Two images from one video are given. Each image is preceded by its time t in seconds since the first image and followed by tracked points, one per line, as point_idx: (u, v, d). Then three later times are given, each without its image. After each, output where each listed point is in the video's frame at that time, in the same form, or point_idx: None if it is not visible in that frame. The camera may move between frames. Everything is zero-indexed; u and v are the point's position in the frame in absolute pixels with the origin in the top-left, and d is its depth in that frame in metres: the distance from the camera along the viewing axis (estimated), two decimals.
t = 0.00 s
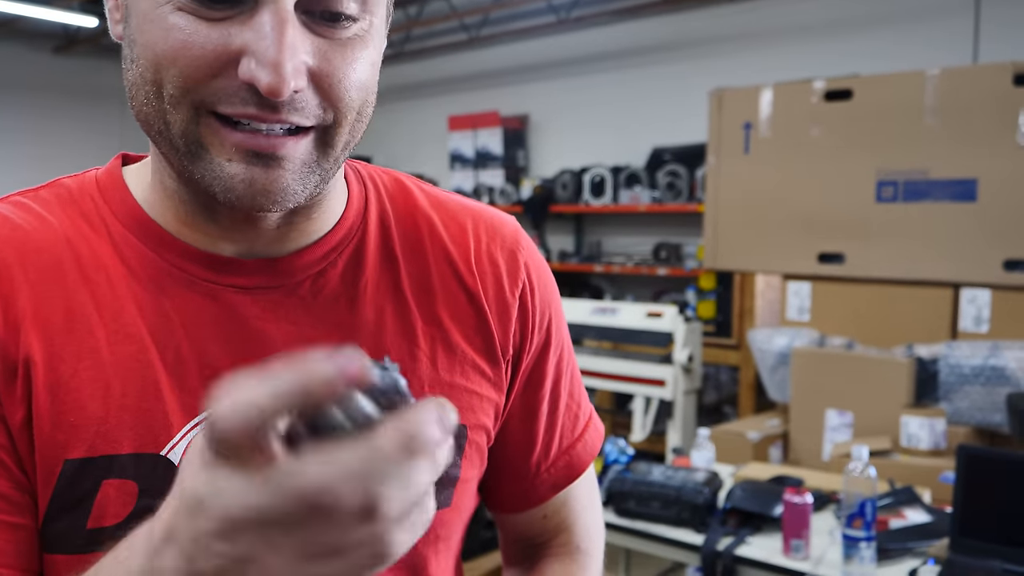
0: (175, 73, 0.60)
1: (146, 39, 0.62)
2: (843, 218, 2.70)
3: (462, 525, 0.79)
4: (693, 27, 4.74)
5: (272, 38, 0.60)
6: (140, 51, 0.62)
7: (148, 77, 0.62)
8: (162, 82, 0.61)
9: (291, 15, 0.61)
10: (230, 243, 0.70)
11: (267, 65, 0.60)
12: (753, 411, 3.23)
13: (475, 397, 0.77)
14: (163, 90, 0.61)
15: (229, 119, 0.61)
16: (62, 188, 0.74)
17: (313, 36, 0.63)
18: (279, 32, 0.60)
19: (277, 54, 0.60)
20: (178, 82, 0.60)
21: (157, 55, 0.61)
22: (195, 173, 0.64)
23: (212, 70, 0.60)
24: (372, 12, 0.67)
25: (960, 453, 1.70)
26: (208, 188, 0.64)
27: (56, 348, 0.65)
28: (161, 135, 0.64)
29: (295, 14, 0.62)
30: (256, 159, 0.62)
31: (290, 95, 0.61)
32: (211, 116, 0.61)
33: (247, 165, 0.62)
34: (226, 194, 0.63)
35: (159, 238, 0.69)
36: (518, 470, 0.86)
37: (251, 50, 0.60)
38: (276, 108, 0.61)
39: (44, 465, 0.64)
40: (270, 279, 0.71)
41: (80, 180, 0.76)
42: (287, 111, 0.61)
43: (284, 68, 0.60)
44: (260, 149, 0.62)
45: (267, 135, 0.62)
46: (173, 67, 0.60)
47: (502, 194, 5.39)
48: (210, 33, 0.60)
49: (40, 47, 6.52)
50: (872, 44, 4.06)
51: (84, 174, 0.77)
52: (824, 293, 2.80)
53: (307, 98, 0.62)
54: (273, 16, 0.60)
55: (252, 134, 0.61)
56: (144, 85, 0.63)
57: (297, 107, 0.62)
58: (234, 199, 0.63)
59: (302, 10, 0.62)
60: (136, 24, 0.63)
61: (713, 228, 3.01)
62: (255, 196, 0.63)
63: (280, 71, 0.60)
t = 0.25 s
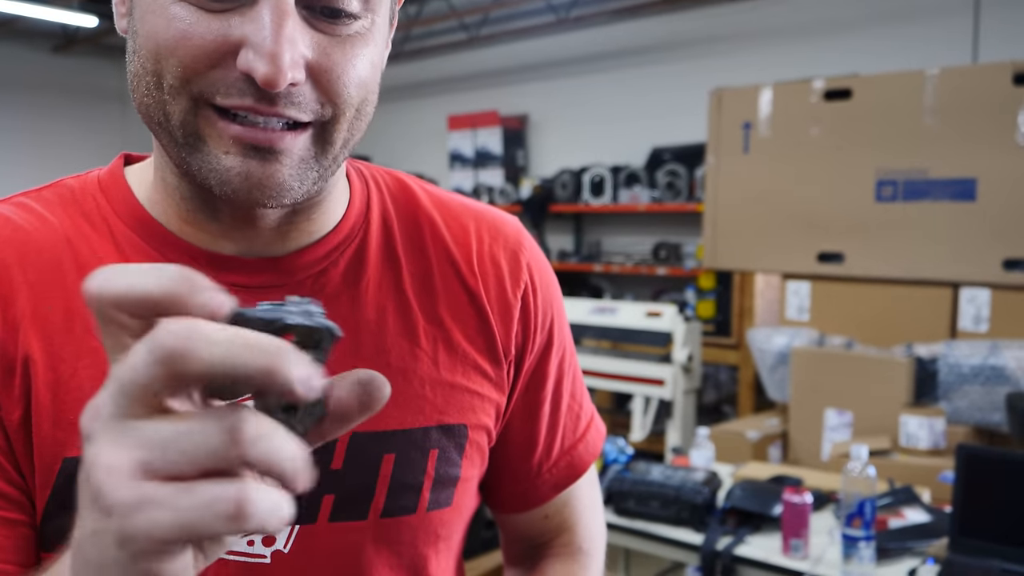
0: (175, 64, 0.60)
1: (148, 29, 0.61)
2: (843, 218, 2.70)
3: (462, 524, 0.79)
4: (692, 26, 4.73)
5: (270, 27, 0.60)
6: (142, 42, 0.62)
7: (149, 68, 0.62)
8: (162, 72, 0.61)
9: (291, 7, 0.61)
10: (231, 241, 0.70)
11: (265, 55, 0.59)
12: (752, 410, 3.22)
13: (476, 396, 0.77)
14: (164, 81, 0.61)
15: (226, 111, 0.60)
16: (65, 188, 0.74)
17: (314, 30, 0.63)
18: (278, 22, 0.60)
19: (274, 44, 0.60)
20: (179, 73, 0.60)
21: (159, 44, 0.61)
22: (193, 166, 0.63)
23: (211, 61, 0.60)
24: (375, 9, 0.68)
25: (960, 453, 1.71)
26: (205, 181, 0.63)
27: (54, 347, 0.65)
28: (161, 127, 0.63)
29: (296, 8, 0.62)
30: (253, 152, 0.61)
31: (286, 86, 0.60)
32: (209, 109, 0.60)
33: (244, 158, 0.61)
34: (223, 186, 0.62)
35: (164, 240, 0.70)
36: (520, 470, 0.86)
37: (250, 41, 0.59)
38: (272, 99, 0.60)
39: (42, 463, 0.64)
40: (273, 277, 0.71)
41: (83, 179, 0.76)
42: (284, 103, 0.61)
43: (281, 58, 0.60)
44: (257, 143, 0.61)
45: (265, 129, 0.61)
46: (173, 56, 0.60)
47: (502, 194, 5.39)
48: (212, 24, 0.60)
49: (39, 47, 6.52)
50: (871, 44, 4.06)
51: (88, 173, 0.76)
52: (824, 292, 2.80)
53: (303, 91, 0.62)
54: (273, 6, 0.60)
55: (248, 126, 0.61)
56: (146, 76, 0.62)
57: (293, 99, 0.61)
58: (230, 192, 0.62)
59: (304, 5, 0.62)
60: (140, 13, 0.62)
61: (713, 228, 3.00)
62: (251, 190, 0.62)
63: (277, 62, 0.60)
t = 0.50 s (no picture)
0: (173, 64, 0.60)
1: (148, 31, 0.62)
2: (843, 219, 2.70)
3: (463, 525, 0.79)
4: (692, 27, 4.74)
5: (263, 28, 0.60)
6: (142, 43, 0.62)
7: (149, 69, 0.62)
8: (161, 73, 0.61)
9: (283, 9, 0.62)
10: (235, 241, 0.71)
11: (257, 56, 0.59)
12: (752, 411, 3.23)
13: (478, 397, 0.78)
14: (162, 82, 0.61)
15: (220, 112, 0.60)
16: (72, 191, 0.75)
17: (307, 31, 0.64)
18: (271, 24, 0.61)
19: (266, 44, 0.60)
20: (177, 74, 0.60)
21: (157, 46, 0.61)
22: (192, 167, 0.63)
23: (206, 62, 0.60)
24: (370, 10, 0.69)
25: (959, 454, 1.71)
26: (204, 181, 0.63)
27: (59, 347, 0.65)
28: (162, 127, 0.63)
29: (288, 9, 0.62)
30: (249, 153, 0.61)
31: (278, 86, 0.60)
32: (205, 109, 0.60)
33: (239, 158, 0.60)
34: (220, 187, 0.62)
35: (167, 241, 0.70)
36: (523, 471, 0.86)
37: (243, 42, 0.60)
38: (264, 100, 0.60)
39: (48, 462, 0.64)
40: (275, 276, 0.71)
41: (90, 182, 0.76)
42: (276, 104, 0.60)
43: (273, 58, 0.60)
44: (252, 143, 0.61)
45: (259, 129, 0.61)
46: (172, 57, 0.60)
47: (502, 194, 5.39)
48: (207, 25, 0.60)
49: (40, 47, 6.52)
50: (871, 44, 4.06)
51: (95, 177, 0.77)
52: (824, 293, 2.80)
53: (296, 92, 0.62)
54: (266, 7, 0.61)
55: (241, 126, 0.60)
56: (147, 77, 0.63)
57: (286, 100, 0.61)
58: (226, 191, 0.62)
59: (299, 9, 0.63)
60: (140, 17, 0.63)
61: (713, 228, 3.01)
62: (248, 190, 0.62)
63: (269, 62, 0.60)
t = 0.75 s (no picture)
0: (179, 71, 0.61)
1: (154, 39, 0.62)
2: (843, 219, 2.71)
3: (469, 524, 0.80)
4: (692, 27, 4.74)
5: (270, 34, 0.61)
6: (148, 50, 0.63)
7: (156, 76, 0.63)
8: (168, 80, 0.62)
9: (289, 13, 0.62)
10: (242, 246, 0.71)
11: (263, 60, 0.60)
12: (752, 411, 3.23)
13: (484, 398, 0.78)
14: (169, 89, 0.62)
15: (227, 118, 0.61)
16: (82, 193, 0.75)
17: (313, 35, 0.64)
18: (277, 29, 0.61)
19: (273, 49, 0.60)
20: (184, 81, 0.61)
21: (163, 53, 0.62)
22: (200, 171, 0.63)
23: (214, 69, 0.60)
24: (375, 13, 0.69)
25: (959, 454, 1.71)
26: (211, 186, 0.63)
27: (68, 348, 0.66)
28: (168, 133, 0.64)
29: (294, 14, 0.62)
30: (256, 158, 0.61)
31: (286, 89, 0.60)
32: (212, 115, 0.61)
33: (247, 164, 0.61)
34: (228, 192, 0.62)
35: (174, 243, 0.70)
36: (528, 471, 0.86)
37: (249, 48, 0.60)
38: (272, 105, 0.60)
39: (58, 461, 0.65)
40: (282, 279, 0.71)
41: (99, 184, 0.76)
42: (284, 109, 0.61)
43: (279, 62, 0.60)
44: (260, 149, 0.61)
45: (267, 135, 0.61)
46: (178, 65, 0.61)
47: (502, 194, 5.39)
48: (212, 31, 0.60)
49: (40, 47, 6.52)
50: (871, 45, 4.06)
51: (104, 179, 0.77)
52: (824, 293, 2.81)
53: (303, 96, 0.62)
54: (271, 12, 0.61)
55: (249, 133, 0.61)
56: (154, 83, 0.63)
57: (293, 104, 0.61)
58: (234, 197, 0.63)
59: (303, 13, 0.63)
60: (146, 25, 0.63)
61: (713, 229, 3.01)
62: (256, 195, 0.62)
63: (276, 67, 0.60)
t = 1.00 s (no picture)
0: (184, 61, 0.61)
1: (160, 28, 0.63)
2: (843, 219, 2.71)
3: (474, 524, 0.80)
4: (692, 27, 4.74)
5: (271, 22, 0.61)
6: (155, 41, 0.63)
7: (161, 67, 0.63)
8: (173, 69, 0.62)
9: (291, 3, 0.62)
10: (250, 246, 0.71)
11: (265, 47, 0.60)
12: (751, 411, 3.23)
13: (489, 398, 0.78)
14: (174, 79, 0.62)
15: (232, 107, 0.61)
16: (89, 194, 0.76)
17: (314, 22, 0.64)
18: (277, 16, 0.61)
19: (273, 36, 0.60)
20: (189, 69, 0.61)
21: (169, 43, 0.62)
22: (204, 163, 0.64)
23: (218, 57, 0.61)
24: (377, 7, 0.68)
25: (959, 453, 1.72)
26: (216, 178, 0.64)
27: (79, 347, 0.66)
28: (174, 125, 0.64)
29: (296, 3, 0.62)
30: (261, 150, 0.61)
31: (287, 77, 0.61)
32: (217, 105, 0.61)
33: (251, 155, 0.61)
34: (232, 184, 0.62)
35: (182, 242, 0.70)
36: (533, 471, 0.87)
37: (252, 35, 0.60)
38: (274, 93, 0.60)
39: (67, 459, 0.65)
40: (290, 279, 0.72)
41: (107, 185, 0.77)
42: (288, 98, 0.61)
43: (280, 49, 0.60)
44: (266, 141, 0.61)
45: (272, 125, 0.62)
46: (183, 53, 0.61)
47: (502, 194, 5.40)
48: (216, 20, 0.61)
49: (40, 47, 6.52)
50: (871, 45, 4.07)
51: (112, 180, 0.78)
52: (824, 293, 2.80)
53: (306, 84, 0.62)
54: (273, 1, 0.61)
55: (253, 121, 0.61)
56: (160, 75, 0.64)
57: (297, 93, 0.61)
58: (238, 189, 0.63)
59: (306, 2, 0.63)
60: (153, 15, 0.64)
61: (713, 229, 3.02)
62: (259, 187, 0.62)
63: (277, 53, 0.60)
